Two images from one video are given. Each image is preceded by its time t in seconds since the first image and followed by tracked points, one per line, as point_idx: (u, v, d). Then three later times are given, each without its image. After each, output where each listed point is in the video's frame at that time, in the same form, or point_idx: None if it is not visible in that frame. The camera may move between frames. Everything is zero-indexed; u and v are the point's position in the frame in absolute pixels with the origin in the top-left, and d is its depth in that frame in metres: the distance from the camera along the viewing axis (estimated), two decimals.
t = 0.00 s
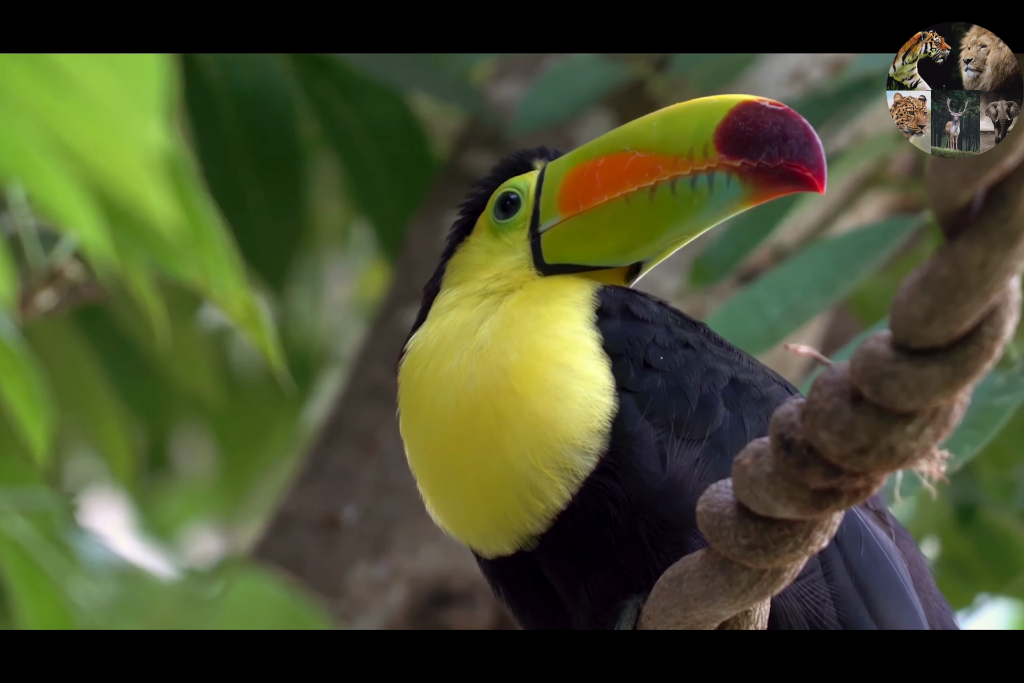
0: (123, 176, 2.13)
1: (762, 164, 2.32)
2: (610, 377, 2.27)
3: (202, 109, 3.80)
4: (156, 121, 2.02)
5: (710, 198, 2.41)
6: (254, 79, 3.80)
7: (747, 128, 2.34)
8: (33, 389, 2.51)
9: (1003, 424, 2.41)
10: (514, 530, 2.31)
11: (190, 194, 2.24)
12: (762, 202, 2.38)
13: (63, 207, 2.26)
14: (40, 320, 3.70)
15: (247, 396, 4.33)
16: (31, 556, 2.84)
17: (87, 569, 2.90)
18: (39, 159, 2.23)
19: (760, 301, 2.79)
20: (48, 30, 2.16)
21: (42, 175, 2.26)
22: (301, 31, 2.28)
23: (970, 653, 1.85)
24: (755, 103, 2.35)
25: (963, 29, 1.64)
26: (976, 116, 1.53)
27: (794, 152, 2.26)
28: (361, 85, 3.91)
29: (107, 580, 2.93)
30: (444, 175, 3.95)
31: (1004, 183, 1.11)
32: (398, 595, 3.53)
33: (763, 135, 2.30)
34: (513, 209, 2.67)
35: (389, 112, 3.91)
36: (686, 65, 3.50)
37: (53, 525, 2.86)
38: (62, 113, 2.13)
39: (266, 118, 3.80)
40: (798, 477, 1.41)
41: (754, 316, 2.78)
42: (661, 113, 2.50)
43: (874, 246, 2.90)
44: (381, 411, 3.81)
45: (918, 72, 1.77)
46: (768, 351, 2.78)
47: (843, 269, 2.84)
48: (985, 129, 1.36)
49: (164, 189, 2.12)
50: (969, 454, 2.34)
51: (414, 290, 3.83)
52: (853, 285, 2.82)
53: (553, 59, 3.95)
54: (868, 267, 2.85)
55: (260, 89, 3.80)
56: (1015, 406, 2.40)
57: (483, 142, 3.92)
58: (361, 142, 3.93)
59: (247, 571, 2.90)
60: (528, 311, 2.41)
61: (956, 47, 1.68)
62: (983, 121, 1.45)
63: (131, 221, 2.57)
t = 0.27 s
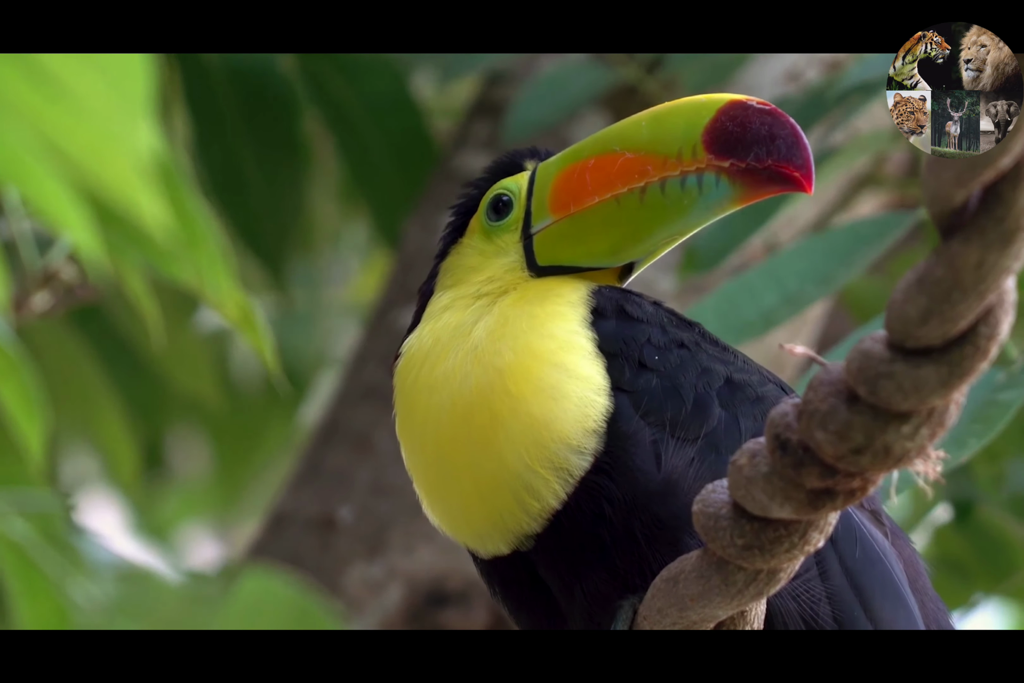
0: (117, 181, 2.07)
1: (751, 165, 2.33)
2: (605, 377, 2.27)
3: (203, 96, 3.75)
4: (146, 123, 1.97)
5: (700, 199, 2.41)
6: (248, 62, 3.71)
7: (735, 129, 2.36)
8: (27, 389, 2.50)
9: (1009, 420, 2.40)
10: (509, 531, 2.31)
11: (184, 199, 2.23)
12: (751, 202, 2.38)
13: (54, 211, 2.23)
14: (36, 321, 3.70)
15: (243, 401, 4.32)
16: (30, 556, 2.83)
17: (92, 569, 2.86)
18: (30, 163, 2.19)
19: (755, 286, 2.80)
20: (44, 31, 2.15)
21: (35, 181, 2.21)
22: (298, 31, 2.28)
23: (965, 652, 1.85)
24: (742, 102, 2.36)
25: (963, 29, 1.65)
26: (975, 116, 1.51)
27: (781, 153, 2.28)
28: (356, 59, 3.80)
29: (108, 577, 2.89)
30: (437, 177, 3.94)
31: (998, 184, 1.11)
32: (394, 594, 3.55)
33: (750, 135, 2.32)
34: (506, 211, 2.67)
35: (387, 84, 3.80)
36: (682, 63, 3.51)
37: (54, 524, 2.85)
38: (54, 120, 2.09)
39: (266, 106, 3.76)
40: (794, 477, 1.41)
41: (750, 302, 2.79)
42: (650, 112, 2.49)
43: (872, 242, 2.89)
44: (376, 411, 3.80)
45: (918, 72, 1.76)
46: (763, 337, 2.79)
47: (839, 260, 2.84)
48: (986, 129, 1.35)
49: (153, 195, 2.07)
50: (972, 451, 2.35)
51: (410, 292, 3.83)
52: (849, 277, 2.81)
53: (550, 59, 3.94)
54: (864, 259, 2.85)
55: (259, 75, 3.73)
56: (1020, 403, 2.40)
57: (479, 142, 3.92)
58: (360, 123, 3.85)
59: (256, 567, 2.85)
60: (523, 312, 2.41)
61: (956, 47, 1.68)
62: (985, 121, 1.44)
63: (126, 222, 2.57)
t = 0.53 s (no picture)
0: (127, 177, 2.16)
1: (745, 169, 2.33)
2: (603, 376, 2.27)
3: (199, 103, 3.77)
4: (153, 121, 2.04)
5: (694, 201, 2.41)
6: (244, 70, 3.75)
7: (728, 131, 2.35)
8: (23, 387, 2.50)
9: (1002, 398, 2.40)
10: (507, 530, 2.31)
11: (187, 194, 2.22)
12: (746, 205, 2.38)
13: (58, 207, 2.28)
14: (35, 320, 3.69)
15: (243, 400, 4.28)
16: (23, 552, 2.81)
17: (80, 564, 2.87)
18: (35, 159, 2.24)
19: (750, 281, 2.80)
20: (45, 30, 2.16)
21: (38, 176, 2.27)
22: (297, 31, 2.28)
23: (963, 652, 1.85)
24: (735, 104, 2.36)
25: (963, 29, 1.65)
26: (975, 117, 1.51)
27: (775, 156, 2.27)
28: (351, 64, 3.84)
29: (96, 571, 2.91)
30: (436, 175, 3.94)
31: (996, 183, 1.11)
32: (393, 594, 3.55)
33: (744, 138, 2.31)
34: (501, 211, 2.67)
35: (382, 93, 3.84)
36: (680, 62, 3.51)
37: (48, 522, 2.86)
38: (60, 115, 2.17)
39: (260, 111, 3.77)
40: (792, 476, 1.41)
41: (744, 295, 2.79)
42: (645, 112, 2.49)
43: (867, 232, 2.88)
44: (374, 411, 3.78)
45: (918, 73, 1.75)
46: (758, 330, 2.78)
47: (832, 254, 2.84)
48: (986, 129, 1.34)
49: (162, 189, 2.16)
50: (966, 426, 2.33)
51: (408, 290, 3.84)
52: (844, 269, 2.81)
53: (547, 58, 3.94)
54: (858, 251, 2.84)
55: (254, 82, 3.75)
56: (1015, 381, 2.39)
57: (477, 141, 3.92)
58: (358, 129, 3.90)
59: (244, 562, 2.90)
60: (520, 311, 2.41)
61: (956, 47, 1.68)
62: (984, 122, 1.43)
63: (128, 219, 2.56)
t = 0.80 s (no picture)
0: (102, 176, 2.06)
1: (740, 171, 2.33)
2: (602, 376, 2.27)
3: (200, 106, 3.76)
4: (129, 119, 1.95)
5: (690, 203, 2.41)
6: (246, 72, 3.74)
7: (722, 133, 2.35)
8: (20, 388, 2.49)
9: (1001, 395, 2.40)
10: (507, 529, 2.31)
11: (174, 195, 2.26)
12: (741, 207, 2.38)
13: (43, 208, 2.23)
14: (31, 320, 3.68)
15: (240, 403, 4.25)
16: (18, 556, 2.76)
17: (71, 568, 2.86)
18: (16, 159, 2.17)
19: (750, 283, 2.80)
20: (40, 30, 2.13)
21: (24, 180, 2.20)
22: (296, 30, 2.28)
23: (963, 652, 1.85)
24: (729, 106, 2.36)
25: (964, 30, 1.64)
26: (975, 117, 1.50)
27: (771, 159, 2.26)
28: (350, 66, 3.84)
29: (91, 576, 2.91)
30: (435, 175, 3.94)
31: (995, 183, 1.11)
32: (391, 593, 3.55)
33: (738, 141, 2.32)
34: (497, 211, 2.66)
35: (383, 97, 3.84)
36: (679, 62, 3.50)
37: (40, 523, 2.91)
38: (41, 113, 2.06)
39: (257, 113, 3.76)
40: (791, 475, 1.41)
41: (744, 297, 2.79)
42: (638, 112, 2.49)
43: (865, 235, 2.89)
44: (373, 410, 3.78)
45: (918, 73, 1.75)
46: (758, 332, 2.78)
47: (832, 255, 2.84)
48: (986, 129, 1.34)
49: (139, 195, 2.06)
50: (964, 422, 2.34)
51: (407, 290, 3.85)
52: (844, 272, 2.81)
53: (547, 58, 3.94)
54: (856, 254, 2.84)
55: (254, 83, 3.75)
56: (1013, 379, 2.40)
57: (476, 140, 3.92)
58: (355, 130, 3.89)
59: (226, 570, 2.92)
60: (519, 310, 2.41)
61: (956, 47, 1.67)
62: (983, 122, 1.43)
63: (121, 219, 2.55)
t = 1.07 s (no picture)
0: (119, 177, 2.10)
1: (738, 175, 2.32)
2: (601, 375, 2.27)
3: (199, 109, 3.75)
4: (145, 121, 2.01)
5: (688, 206, 2.41)
6: (243, 73, 3.74)
7: (720, 137, 2.35)
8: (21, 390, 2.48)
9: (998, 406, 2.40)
10: (507, 529, 2.30)
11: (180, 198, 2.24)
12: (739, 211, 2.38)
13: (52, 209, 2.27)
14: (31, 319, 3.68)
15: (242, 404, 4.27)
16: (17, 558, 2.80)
17: (73, 573, 2.86)
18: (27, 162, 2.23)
19: (749, 282, 2.80)
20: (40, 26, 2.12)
21: (34, 182, 2.25)
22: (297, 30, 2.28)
23: (964, 652, 1.85)
24: (727, 109, 2.36)
25: (964, 30, 1.64)
26: (975, 117, 1.50)
27: (768, 163, 2.26)
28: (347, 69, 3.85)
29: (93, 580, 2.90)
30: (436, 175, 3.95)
31: (996, 183, 1.11)
32: (391, 592, 3.55)
33: (736, 145, 2.31)
34: (494, 211, 2.66)
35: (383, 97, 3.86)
36: (678, 62, 3.50)
37: (42, 528, 2.90)
38: (56, 118, 2.13)
39: (257, 113, 3.77)
40: (791, 475, 1.40)
41: (744, 296, 2.79)
42: (635, 112, 2.48)
43: (864, 236, 2.88)
44: (373, 410, 3.78)
45: (918, 73, 1.75)
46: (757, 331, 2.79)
47: (831, 255, 2.84)
48: (986, 130, 1.34)
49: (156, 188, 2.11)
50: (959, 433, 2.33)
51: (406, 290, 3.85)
52: (842, 273, 2.81)
53: (546, 57, 3.93)
54: (856, 254, 2.84)
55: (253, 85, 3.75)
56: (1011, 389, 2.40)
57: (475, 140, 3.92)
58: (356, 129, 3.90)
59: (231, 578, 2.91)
60: (518, 310, 2.41)
61: (956, 48, 1.67)
62: (983, 123, 1.42)
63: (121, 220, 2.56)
